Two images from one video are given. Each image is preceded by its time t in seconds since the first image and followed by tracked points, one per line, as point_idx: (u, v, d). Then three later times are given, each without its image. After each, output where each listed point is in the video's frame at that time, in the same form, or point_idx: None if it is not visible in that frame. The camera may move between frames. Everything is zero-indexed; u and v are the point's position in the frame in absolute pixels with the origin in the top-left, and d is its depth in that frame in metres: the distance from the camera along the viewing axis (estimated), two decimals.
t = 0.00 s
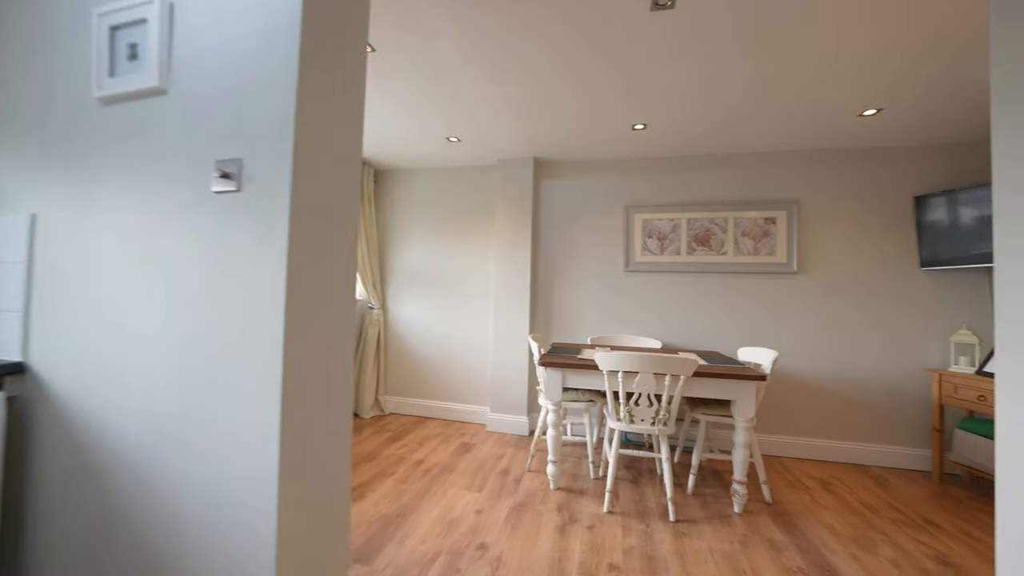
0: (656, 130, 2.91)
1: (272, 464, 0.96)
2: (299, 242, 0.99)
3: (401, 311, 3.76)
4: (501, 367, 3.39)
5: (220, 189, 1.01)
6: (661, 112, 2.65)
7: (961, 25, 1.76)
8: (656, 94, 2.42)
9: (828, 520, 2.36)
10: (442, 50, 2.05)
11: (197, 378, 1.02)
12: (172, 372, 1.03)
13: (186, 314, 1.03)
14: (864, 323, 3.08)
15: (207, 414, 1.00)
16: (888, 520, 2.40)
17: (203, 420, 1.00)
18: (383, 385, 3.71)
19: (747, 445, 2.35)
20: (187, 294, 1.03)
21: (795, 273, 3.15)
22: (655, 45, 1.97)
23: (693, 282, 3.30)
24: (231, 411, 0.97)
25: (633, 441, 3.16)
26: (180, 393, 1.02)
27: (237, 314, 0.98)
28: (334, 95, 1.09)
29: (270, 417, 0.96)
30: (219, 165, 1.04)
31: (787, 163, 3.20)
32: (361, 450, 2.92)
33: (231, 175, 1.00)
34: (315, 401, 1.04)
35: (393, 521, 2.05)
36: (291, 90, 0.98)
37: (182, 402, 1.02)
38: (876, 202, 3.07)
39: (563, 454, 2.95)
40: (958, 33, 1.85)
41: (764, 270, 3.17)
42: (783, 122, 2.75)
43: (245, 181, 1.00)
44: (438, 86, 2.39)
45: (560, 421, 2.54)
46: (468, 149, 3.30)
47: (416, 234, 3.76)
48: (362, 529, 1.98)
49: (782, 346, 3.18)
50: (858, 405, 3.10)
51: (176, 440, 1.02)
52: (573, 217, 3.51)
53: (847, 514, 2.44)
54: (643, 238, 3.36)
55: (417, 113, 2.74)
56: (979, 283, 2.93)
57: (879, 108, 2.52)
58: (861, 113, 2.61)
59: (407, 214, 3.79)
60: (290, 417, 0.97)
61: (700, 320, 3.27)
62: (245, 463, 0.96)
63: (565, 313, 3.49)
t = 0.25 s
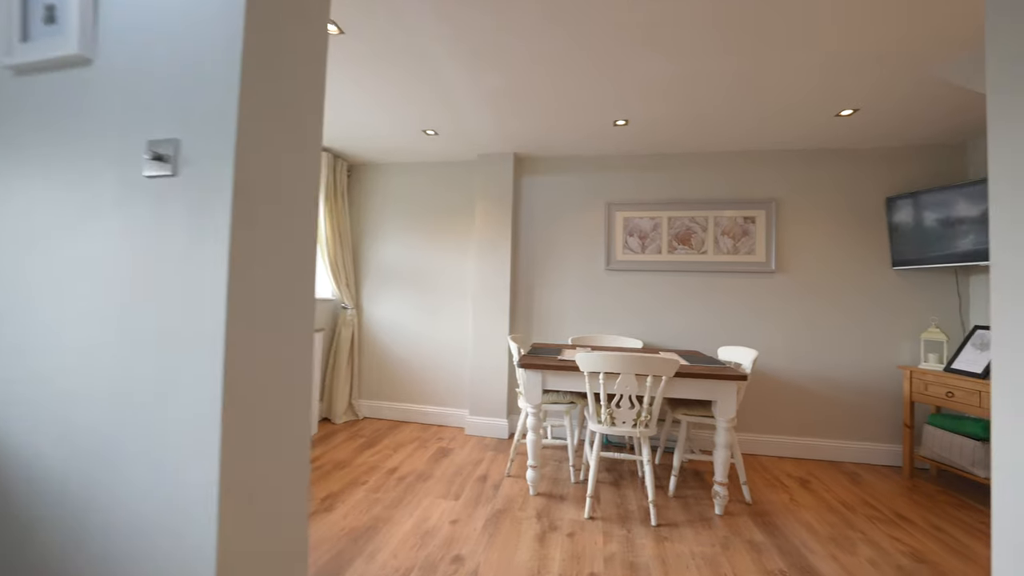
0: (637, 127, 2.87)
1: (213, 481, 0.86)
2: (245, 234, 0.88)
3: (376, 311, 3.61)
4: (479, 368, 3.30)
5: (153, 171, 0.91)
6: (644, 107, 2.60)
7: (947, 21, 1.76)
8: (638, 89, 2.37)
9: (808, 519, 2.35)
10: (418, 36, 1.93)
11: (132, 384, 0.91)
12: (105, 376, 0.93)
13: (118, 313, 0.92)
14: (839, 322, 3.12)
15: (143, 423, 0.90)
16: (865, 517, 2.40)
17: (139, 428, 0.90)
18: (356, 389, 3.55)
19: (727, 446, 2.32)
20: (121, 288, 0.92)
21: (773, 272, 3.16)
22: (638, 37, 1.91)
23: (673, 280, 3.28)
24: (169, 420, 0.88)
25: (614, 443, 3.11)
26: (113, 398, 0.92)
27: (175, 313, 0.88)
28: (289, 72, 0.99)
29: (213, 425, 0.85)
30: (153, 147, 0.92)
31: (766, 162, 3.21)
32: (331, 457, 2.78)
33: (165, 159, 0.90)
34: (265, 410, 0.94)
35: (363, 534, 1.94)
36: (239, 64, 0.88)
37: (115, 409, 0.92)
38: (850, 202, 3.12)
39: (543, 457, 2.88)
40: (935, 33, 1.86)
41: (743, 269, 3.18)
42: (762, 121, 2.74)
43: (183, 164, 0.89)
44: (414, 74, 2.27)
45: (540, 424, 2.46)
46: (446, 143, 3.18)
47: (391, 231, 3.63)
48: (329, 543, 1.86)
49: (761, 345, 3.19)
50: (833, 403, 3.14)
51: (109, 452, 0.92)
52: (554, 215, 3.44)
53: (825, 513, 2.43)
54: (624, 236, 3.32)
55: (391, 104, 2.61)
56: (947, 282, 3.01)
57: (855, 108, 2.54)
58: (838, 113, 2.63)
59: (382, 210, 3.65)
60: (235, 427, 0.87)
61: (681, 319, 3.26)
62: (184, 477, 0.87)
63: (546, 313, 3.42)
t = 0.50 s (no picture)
0: (622, 123, 2.81)
1: (140, 509, 0.74)
2: (180, 224, 0.77)
3: (353, 311, 3.47)
4: (461, 370, 3.19)
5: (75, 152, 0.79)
6: (629, 102, 2.53)
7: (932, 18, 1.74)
8: (624, 83, 2.30)
9: (793, 522, 2.32)
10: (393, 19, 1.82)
11: (48, 396, 0.79)
12: (17, 384, 0.80)
13: (31, 314, 0.80)
14: (821, 322, 3.13)
15: (63, 440, 0.78)
16: (848, 518, 2.39)
17: (56, 446, 0.78)
18: (332, 392, 3.40)
19: (713, 448, 2.28)
20: (34, 286, 0.80)
21: (756, 271, 3.15)
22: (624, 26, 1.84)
23: (658, 280, 3.23)
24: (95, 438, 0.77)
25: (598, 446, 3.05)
26: (26, 410, 0.79)
27: (99, 314, 0.77)
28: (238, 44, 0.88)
29: (141, 445, 0.74)
30: (74, 124, 0.80)
31: (750, 161, 3.20)
32: (303, 465, 2.64)
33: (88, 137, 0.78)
34: (206, 426, 0.82)
35: (333, 548, 1.82)
36: (174, 29, 0.76)
37: (30, 420, 0.80)
38: (832, 202, 3.12)
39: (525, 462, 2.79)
40: (921, 31, 1.85)
41: (728, 268, 3.15)
42: (747, 119, 2.72)
43: (109, 144, 0.77)
44: (389, 62, 2.15)
45: (522, 428, 2.38)
46: (425, 137, 3.07)
47: (368, 227, 3.49)
48: (296, 559, 1.73)
49: (745, 345, 3.17)
50: (815, 402, 3.14)
51: (24, 475, 0.80)
52: (537, 212, 3.35)
53: (809, 515, 2.41)
54: (608, 234, 3.26)
55: (367, 94, 2.48)
56: (924, 282, 3.04)
57: (839, 107, 2.53)
58: (821, 112, 2.61)
59: (359, 205, 3.51)
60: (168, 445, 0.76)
61: (665, 319, 3.21)
62: (109, 505, 0.75)
63: (529, 313, 3.33)
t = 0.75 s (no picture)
0: (610, 119, 2.73)
1: (42, 552, 0.62)
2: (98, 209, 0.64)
3: (331, 312, 3.32)
4: (444, 372, 3.08)
5: None
6: (617, 97, 2.45)
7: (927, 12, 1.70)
8: (613, 75, 2.22)
9: (784, 526, 2.27)
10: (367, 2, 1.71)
11: None
12: None
13: None
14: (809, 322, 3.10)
15: None
16: (838, 520, 2.36)
17: None
18: (309, 396, 3.26)
19: (703, 452, 2.22)
20: None
21: (744, 271, 3.11)
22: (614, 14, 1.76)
23: (646, 279, 3.17)
24: None
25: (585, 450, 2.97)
26: None
27: None
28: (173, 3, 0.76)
29: (43, 474, 0.61)
30: None
31: (738, 160, 3.16)
32: (276, 474, 2.50)
33: None
34: (129, 448, 0.70)
35: (303, 566, 1.69)
36: None
37: None
38: (819, 201, 3.10)
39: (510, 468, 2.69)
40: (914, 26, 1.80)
41: (716, 268, 3.10)
42: (736, 116, 2.66)
43: (8, 112, 0.64)
44: (366, 51, 2.03)
45: (507, 433, 2.28)
46: (406, 130, 2.95)
47: (347, 224, 3.35)
48: None
49: (734, 345, 3.13)
50: (803, 403, 3.12)
51: None
52: (523, 210, 3.26)
53: (799, 517, 2.37)
54: (596, 233, 3.19)
55: (343, 84, 2.35)
56: (909, 281, 3.04)
57: (829, 105, 2.49)
58: (811, 110, 2.57)
59: (337, 201, 3.37)
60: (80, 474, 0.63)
61: (653, 319, 3.15)
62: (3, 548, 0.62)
63: (515, 314, 3.24)
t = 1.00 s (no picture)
0: (601, 114, 2.65)
1: None
2: None
3: (311, 312, 3.18)
4: (429, 375, 2.97)
5: None
6: (609, 93, 2.37)
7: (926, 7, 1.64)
8: (605, 69, 2.13)
9: (778, 532, 2.22)
10: None
11: None
12: None
13: None
14: (800, 322, 3.07)
15: None
16: (832, 524, 2.32)
17: None
18: (287, 400, 3.11)
19: (697, 457, 2.15)
20: None
21: (736, 270, 3.06)
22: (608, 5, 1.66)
23: (637, 278, 3.10)
24: None
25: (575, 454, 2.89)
26: None
27: None
28: None
29: None
30: None
31: (730, 157, 3.10)
32: (250, 484, 2.36)
33: None
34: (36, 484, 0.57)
35: None
36: None
37: None
38: (811, 200, 3.07)
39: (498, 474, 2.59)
40: (912, 24, 1.75)
41: (708, 267, 3.05)
42: (729, 113, 2.60)
43: None
44: (343, 41, 1.90)
45: (495, 439, 2.18)
46: (389, 124, 2.82)
47: (328, 221, 3.21)
48: None
49: (725, 347, 3.08)
50: (794, 403, 3.09)
51: None
52: (511, 207, 3.16)
53: (792, 522, 2.33)
54: (586, 231, 3.11)
55: (320, 76, 2.21)
56: (898, 281, 3.03)
57: (823, 103, 2.45)
58: (804, 108, 2.52)
59: (318, 197, 3.23)
60: None
61: (644, 319, 3.08)
62: None
63: (503, 314, 3.14)
